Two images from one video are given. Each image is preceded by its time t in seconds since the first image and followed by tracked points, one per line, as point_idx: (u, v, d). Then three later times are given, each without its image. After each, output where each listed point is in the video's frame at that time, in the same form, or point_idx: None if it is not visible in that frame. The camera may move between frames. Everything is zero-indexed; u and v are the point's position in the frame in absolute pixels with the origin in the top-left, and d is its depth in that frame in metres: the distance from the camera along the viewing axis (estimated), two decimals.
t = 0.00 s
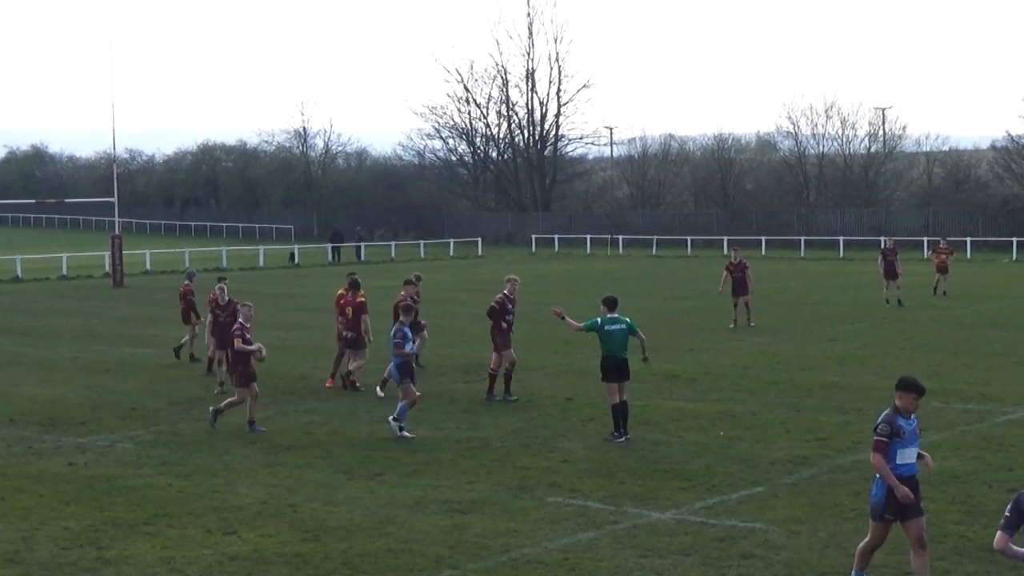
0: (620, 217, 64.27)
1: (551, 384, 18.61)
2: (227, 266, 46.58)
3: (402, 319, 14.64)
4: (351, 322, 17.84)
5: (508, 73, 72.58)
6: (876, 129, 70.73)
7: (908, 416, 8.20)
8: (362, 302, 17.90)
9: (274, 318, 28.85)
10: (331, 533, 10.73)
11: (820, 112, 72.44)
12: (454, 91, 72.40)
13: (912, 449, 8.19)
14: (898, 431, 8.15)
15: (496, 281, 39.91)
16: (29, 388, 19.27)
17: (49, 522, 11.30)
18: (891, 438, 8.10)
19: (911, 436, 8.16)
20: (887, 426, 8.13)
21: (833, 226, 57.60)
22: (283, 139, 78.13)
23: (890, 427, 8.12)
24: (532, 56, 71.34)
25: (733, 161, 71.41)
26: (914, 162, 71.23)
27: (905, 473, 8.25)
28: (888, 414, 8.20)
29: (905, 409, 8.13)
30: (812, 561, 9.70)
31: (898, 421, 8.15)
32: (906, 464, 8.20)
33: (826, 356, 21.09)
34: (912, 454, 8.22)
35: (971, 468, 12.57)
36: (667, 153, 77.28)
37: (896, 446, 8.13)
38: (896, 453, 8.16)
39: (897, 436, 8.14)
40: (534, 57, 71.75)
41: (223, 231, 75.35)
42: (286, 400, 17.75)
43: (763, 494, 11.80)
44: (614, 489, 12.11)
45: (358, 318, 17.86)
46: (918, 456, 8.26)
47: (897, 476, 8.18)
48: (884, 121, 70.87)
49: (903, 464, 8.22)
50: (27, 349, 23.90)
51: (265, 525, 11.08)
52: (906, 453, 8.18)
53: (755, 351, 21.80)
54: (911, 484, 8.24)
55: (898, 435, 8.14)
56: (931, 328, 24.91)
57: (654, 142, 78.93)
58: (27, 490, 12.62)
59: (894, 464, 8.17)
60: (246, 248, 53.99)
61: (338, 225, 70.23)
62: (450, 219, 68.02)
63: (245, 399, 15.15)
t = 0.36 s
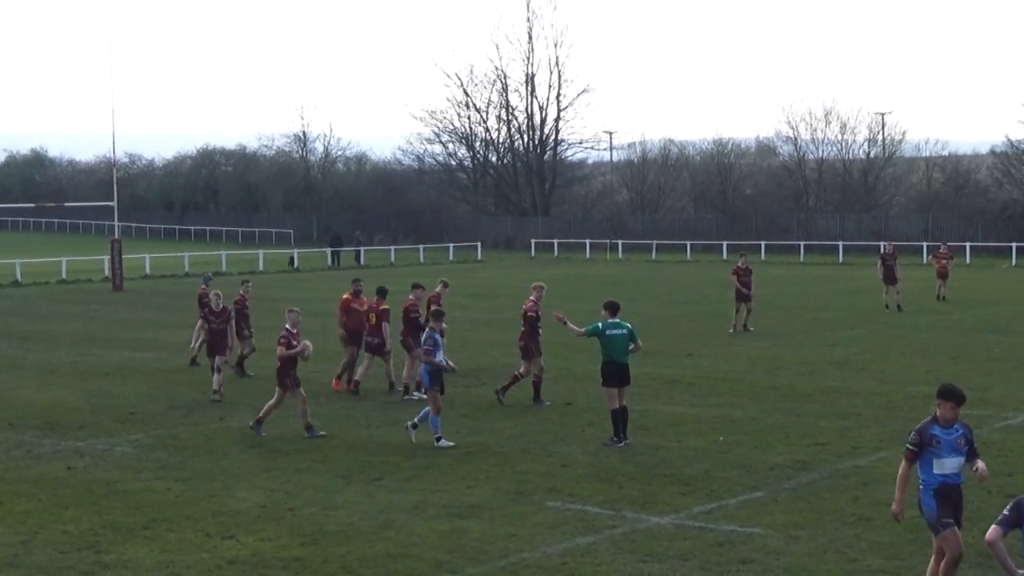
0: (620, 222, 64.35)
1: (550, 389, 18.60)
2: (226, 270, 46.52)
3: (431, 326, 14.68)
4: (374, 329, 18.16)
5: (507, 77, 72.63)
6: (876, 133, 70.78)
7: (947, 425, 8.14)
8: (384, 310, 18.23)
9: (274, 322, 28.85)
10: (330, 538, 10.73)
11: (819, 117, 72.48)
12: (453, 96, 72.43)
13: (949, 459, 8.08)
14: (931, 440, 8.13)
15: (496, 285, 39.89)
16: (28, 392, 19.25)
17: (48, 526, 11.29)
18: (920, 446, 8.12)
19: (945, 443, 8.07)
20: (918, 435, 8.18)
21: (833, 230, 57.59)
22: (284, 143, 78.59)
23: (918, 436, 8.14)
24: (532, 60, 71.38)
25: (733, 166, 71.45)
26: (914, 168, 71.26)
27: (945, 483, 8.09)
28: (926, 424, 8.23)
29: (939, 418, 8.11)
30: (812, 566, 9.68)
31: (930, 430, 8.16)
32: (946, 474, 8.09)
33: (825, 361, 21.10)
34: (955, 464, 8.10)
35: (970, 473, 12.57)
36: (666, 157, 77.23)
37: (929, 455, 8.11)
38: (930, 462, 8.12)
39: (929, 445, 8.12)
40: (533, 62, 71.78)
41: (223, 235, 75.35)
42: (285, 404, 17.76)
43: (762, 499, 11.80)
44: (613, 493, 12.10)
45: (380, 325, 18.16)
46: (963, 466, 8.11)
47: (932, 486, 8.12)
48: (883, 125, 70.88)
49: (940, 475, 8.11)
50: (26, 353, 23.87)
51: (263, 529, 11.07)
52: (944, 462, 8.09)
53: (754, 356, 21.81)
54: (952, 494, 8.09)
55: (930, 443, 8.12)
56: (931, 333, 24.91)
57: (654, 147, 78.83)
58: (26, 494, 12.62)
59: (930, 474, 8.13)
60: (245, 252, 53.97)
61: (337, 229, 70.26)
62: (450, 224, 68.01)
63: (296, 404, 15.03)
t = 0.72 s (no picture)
0: (615, 224, 64.37)
1: (546, 390, 18.61)
2: (221, 271, 46.49)
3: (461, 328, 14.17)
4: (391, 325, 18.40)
5: (503, 79, 72.62)
6: (871, 134, 70.84)
7: (987, 438, 7.91)
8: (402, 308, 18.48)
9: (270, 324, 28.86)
10: (326, 539, 10.72)
11: (814, 119, 72.54)
12: (449, 97, 72.40)
13: (993, 473, 7.92)
14: (973, 453, 7.91)
15: (491, 287, 39.91)
16: (24, 393, 19.25)
17: (44, 528, 11.28)
18: (963, 461, 7.90)
19: (987, 458, 7.88)
20: (960, 449, 7.94)
21: (828, 232, 57.64)
22: (279, 144, 78.66)
23: (961, 450, 7.91)
24: (527, 62, 71.37)
25: (728, 168, 71.53)
26: (909, 169, 71.28)
27: (988, 496, 7.95)
28: (965, 435, 7.98)
29: (980, 431, 7.86)
30: (808, 568, 9.69)
31: (971, 442, 7.92)
32: (989, 487, 7.94)
33: (821, 362, 21.14)
34: (997, 477, 7.95)
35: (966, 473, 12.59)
36: (662, 158, 77.21)
37: (972, 470, 7.92)
38: (973, 476, 7.94)
39: (972, 459, 7.91)
40: (529, 64, 71.78)
41: (218, 236, 75.31)
42: (281, 405, 17.76)
43: (758, 500, 11.81)
44: (607, 495, 12.10)
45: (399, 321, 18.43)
46: (1004, 477, 7.96)
47: (975, 499, 7.97)
48: (878, 127, 70.93)
49: (984, 488, 7.93)
50: (22, 354, 23.86)
51: (259, 531, 11.07)
52: (988, 476, 7.93)
53: (749, 357, 21.84)
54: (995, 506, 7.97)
55: (972, 457, 7.91)
56: (927, 334, 24.94)
57: (649, 148, 78.78)
58: (22, 496, 12.61)
59: (973, 487, 7.96)
60: (241, 254, 53.93)
61: (332, 231, 70.21)
62: (445, 226, 67.97)
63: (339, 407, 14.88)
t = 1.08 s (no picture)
0: (606, 223, 64.41)
1: (536, 389, 18.60)
2: (211, 270, 46.45)
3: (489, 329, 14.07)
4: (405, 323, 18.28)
5: (493, 77, 72.61)
6: (860, 133, 71.05)
7: None
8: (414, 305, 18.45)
9: (260, 323, 28.80)
10: (315, 539, 10.70)
11: (804, 117, 72.76)
12: (439, 96, 72.36)
13: None
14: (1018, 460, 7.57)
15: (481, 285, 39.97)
16: (13, 393, 19.17)
17: (33, 528, 11.25)
18: (1009, 468, 7.53)
19: None
20: (1006, 455, 7.57)
21: (817, 230, 57.82)
22: (269, 144, 78.56)
23: (1007, 457, 7.55)
24: (517, 61, 71.38)
25: (718, 166, 71.71)
26: (898, 167, 71.50)
27: None
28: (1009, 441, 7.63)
29: None
30: (797, 566, 9.70)
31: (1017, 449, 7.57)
32: None
33: (810, 360, 21.18)
34: None
35: (955, 472, 12.63)
36: (652, 157, 77.26)
37: (1016, 477, 7.57)
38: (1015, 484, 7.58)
39: (1018, 466, 7.56)
40: (519, 62, 71.78)
41: (208, 236, 75.14)
42: (270, 405, 17.74)
43: (748, 498, 11.82)
44: (597, 494, 12.10)
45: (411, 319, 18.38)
46: None
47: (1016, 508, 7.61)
48: (867, 125, 71.16)
49: None
50: (11, 354, 23.79)
51: (249, 531, 11.05)
52: None
53: (739, 356, 21.86)
54: None
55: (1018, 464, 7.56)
56: (917, 332, 25.00)
57: (639, 146, 78.80)
58: (11, 496, 12.57)
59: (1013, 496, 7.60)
60: (231, 253, 53.86)
61: (322, 230, 70.07)
62: (436, 225, 67.90)
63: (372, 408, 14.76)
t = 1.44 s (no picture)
0: (587, 222, 64.43)
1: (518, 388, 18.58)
2: (191, 270, 46.26)
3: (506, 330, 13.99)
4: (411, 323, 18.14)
5: (474, 76, 72.55)
6: (841, 132, 71.29)
7: None
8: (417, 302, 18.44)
9: (240, 322, 28.68)
10: (296, 538, 10.67)
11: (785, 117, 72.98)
12: (420, 95, 72.24)
13: None
14: None
15: (462, 284, 39.90)
16: None
17: (12, 528, 11.17)
18: None
19: None
20: None
21: (798, 230, 58.00)
22: (250, 142, 78.22)
23: None
24: (499, 59, 71.33)
25: (699, 165, 71.87)
26: (879, 167, 71.79)
27: None
28: None
29: None
30: (778, 564, 9.73)
31: None
32: None
33: (791, 359, 21.23)
34: None
35: (936, 471, 12.67)
36: (634, 156, 77.33)
37: None
38: None
39: None
40: (500, 61, 71.75)
41: (188, 235, 74.77)
42: (251, 404, 17.67)
43: (729, 497, 11.84)
44: (578, 493, 12.10)
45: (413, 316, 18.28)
46: None
47: None
48: (848, 124, 71.41)
49: None
50: None
51: (229, 530, 11.00)
52: None
53: (719, 355, 21.92)
54: None
55: None
56: (897, 331, 25.07)
57: (621, 145, 78.88)
58: None
59: None
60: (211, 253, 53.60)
61: (303, 229, 69.78)
62: (417, 224, 67.70)
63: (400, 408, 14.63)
